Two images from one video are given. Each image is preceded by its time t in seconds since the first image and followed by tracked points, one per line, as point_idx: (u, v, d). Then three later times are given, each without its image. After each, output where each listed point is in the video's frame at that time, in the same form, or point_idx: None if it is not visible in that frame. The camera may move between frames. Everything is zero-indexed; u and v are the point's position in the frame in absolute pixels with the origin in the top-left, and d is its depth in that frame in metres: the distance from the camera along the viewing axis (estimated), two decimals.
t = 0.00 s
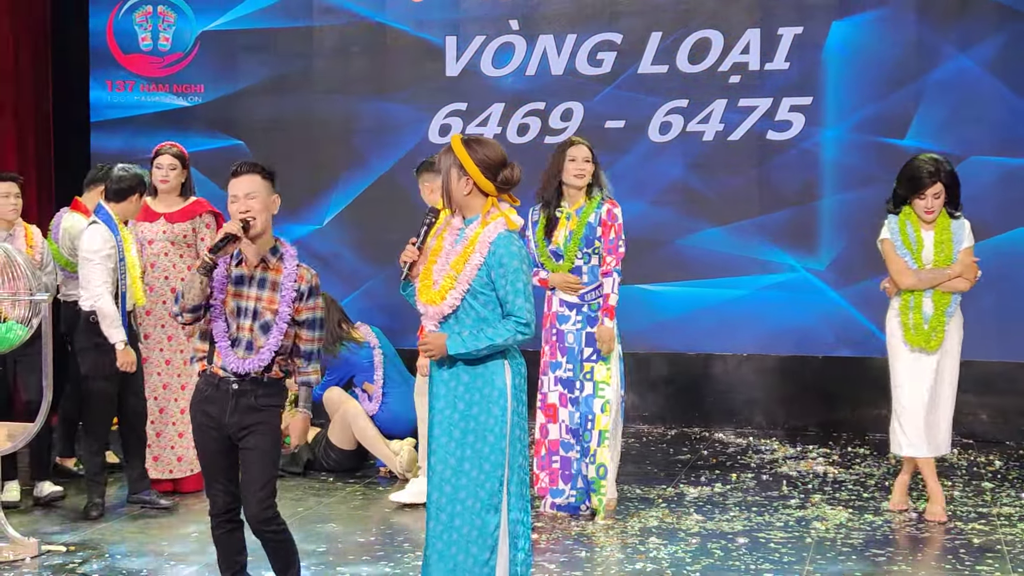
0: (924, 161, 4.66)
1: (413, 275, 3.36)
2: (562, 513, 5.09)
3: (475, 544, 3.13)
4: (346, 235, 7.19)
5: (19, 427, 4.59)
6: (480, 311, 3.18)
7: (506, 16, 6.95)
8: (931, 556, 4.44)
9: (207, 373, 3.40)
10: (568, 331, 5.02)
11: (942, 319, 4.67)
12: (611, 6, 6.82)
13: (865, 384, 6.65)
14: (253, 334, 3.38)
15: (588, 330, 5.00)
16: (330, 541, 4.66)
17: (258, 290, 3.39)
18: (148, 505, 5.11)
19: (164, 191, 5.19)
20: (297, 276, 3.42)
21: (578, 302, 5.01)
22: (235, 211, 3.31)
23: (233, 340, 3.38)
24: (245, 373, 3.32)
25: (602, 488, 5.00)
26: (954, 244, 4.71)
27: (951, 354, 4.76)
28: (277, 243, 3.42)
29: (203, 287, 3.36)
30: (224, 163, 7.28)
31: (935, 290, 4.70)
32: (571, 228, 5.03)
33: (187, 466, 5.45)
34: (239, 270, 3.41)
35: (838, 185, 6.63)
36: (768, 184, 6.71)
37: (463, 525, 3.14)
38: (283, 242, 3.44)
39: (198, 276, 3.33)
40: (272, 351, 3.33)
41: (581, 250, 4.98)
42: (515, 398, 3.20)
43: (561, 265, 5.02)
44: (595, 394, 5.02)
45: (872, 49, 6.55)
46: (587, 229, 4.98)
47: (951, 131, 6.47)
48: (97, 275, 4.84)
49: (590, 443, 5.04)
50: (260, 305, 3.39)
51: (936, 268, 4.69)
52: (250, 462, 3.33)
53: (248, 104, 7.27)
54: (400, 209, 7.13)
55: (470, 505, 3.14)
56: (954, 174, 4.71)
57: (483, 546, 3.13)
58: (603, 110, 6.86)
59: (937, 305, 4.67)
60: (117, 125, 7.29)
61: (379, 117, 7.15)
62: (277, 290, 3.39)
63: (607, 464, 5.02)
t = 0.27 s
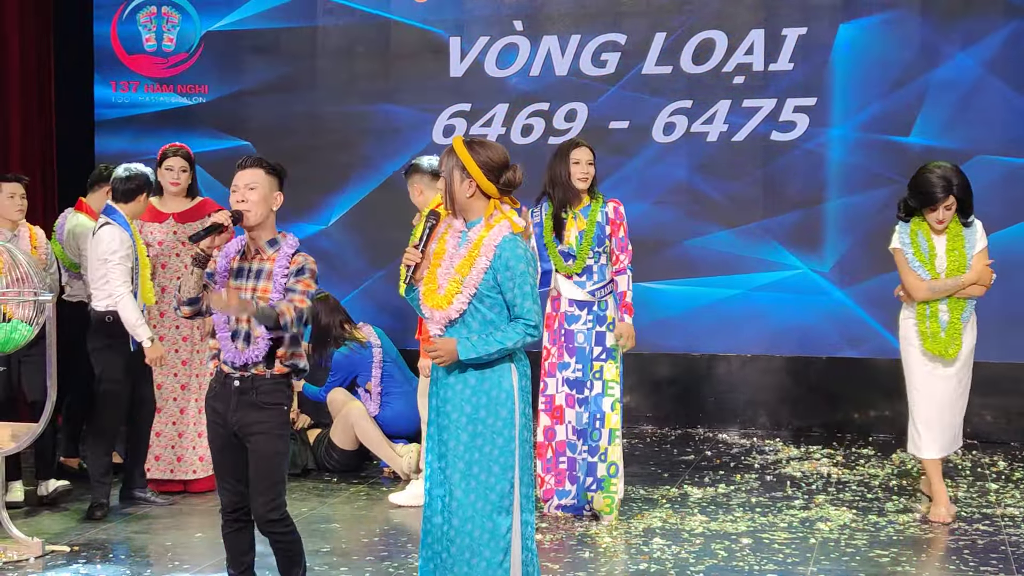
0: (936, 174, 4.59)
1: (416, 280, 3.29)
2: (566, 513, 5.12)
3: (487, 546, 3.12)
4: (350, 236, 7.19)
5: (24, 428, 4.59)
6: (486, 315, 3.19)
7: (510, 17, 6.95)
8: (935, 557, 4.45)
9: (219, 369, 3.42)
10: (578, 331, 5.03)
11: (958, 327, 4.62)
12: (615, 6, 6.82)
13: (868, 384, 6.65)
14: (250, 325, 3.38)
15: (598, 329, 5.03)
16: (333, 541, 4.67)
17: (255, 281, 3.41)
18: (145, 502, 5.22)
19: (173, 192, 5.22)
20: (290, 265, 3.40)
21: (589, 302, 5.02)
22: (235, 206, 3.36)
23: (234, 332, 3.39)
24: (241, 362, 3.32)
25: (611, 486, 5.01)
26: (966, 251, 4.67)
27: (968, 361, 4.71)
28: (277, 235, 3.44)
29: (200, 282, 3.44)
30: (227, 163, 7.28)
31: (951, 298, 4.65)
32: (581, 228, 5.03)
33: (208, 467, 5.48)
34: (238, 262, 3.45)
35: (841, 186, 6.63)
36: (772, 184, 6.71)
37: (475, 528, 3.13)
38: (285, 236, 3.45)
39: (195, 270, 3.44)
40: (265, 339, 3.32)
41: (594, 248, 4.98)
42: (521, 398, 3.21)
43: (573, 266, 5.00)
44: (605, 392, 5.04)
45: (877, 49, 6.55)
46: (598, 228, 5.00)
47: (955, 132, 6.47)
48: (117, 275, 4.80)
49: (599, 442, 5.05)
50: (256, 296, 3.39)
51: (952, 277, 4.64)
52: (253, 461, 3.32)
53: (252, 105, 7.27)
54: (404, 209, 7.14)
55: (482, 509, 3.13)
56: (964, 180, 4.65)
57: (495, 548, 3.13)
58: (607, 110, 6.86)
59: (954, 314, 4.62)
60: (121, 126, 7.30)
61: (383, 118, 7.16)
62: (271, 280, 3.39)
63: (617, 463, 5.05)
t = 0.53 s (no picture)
0: (943, 182, 4.51)
1: (419, 284, 3.27)
2: (568, 514, 5.09)
3: (496, 545, 3.10)
4: (352, 236, 7.19)
5: (26, 429, 4.59)
6: (490, 314, 3.19)
7: (513, 17, 6.95)
8: (938, 557, 4.44)
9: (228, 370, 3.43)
10: (583, 332, 5.03)
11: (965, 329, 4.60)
12: (618, 7, 6.82)
13: (871, 385, 6.65)
14: (255, 323, 3.38)
15: (602, 330, 5.04)
16: (336, 541, 4.66)
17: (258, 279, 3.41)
18: (147, 502, 5.24)
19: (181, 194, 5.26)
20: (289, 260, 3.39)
21: (594, 302, 5.03)
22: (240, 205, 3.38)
23: (239, 333, 3.40)
24: (244, 362, 3.33)
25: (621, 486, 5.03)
26: (974, 253, 4.61)
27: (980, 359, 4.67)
28: (280, 233, 3.43)
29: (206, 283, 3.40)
30: (230, 164, 7.28)
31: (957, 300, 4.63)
32: (585, 231, 5.01)
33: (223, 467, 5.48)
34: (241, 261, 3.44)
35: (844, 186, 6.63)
36: (775, 184, 6.71)
37: (483, 528, 3.11)
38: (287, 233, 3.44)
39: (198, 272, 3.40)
40: (264, 337, 3.34)
41: (600, 250, 4.97)
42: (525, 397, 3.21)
43: (583, 268, 4.96)
44: (612, 392, 5.06)
45: (880, 48, 6.55)
46: (602, 231, 5.00)
47: (958, 132, 6.46)
48: (141, 274, 4.84)
49: (607, 442, 5.07)
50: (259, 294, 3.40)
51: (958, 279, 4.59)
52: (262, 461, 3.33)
53: (255, 105, 7.27)
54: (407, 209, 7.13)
55: (488, 508, 3.12)
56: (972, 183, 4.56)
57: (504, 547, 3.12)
58: (609, 110, 6.86)
59: (961, 314, 4.60)
60: (124, 126, 7.30)
61: (386, 118, 7.15)
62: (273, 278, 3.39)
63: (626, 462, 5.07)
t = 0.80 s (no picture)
0: (950, 178, 4.50)
1: (423, 287, 3.27)
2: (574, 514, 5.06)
3: (503, 547, 3.11)
4: (355, 236, 7.19)
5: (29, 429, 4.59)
6: (495, 316, 3.19)
7: (515, 17, 6.95)
8: (940, 556, 4.45)
9: (240, 373, 3.42)
10: (594, 333, 5.03)
11: (973, 325, 4.57)
12: (620, 6, 6.82)
13: (874, 384, 6.64)
14: (264, 323, 3.39)
15: (613, 329, 5.05)
16: (337, 541, 4.67)
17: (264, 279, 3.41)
18: (152, 503, 5.27)
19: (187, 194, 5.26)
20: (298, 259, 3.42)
21: (604, 303, 5.03)
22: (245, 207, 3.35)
23: (247, 334, 3.41)
24: (257, 363, 3.34)
25: (642, 481, 5.04)
26: (980, 251, 4.59)
27: (989, 356, 4.62)
28: (281, 231, 3.44)
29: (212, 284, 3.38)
30: (233, 164, 7.28)
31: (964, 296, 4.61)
32: (598, 231, 5.00)
33: (224, 467, 5.49)
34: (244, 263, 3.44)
35: (847, 185, 6.62)
36: (777, 183, 6.71)
37: (489, 528, 3.13)
38: (289, 232, 3.45)
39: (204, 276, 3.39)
40: (277, 336, 3.34)
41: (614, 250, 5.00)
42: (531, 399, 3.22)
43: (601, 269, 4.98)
44: (627, 390, 5.07)
45: (882, 47, 6.54)
46: (614, 231, 5.03)
47: (960, 132, 6.45)
48: (148, 274, 4.86)
49: (623, 439, 5.06)
50: (266, 294, 3.40)
51: (964, 276, 4.57)
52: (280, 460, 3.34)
53: (257, 105, 7.27)
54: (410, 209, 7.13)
55: (496, 509, 3.12)
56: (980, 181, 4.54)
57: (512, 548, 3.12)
58: (611, 110, 6.86)
59: (968, 312, 4.57)
60: (127, 126, 7.30)
61: (388, 118, 7.15)
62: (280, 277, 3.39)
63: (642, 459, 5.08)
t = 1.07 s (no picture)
0: (969, 173, 4.48)
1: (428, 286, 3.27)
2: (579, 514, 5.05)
3: (504, 545, 3.12)
4: (357, 236, 7.19)
5: (32, 429, 4.60)
6: (499, 314, 3.19)
7: (517, 17, 6.95)
8: (943, 556, 4.45)
9: (254, 380, 3.39)
10: (616, 333, 5.03)
11: (986, 323, 4.56)
12: (622, 6, 6.82)
13: (876, 383, 6.64)
14: (277, 329, 3.39)
15: (637, 330, 5.05)
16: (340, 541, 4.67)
17: (274, 286, 3.40)
18: (153, 503, 5.26)
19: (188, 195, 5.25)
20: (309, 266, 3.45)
21: (628, 303, 5.04)
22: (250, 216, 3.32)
23: (258, 341, 3.39)
24: (276, 368, 3.34)
25: (659, 483, 5.05)
26: (998, 247, 4.55)
27: (1005, 355, 4.59)
28: (285, 238, 3.45)
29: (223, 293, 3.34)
30: (236, 164, 7.28)
31: (980, 293, 4.58)
32: (621, 231, 5.02)
33: (229, 467, 5.48)
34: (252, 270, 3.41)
35: (849, 185, 6.63)
36: (780, 183, 6.71)
37: (491, 527, 3.13)
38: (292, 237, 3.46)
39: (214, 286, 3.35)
40: (296, 341, 3.35)
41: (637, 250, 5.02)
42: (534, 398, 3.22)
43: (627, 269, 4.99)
44: (647, 391, 5.07)
45: (884, 47, 6.55)
46: (636, 231, 5.05)
47: (962, 131, 6.45)
48: (144, 274, 4.89)
49: (644, 440, 5.06)
50: (279, 300, 3.39)
51: (980, 273, 4.54)
52: (302, 461, 3.37)
53: (260, 105, 7.27)
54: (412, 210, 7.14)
55: (498, 507, 3.13)
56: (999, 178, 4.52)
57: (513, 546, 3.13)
58: (614, 110, 6.86)
59: (982, 310, 4.56)
60: (129, 127, 7.30)
61: (390, 118, 7.15)
62: (292, 282, 3.40)
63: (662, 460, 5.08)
